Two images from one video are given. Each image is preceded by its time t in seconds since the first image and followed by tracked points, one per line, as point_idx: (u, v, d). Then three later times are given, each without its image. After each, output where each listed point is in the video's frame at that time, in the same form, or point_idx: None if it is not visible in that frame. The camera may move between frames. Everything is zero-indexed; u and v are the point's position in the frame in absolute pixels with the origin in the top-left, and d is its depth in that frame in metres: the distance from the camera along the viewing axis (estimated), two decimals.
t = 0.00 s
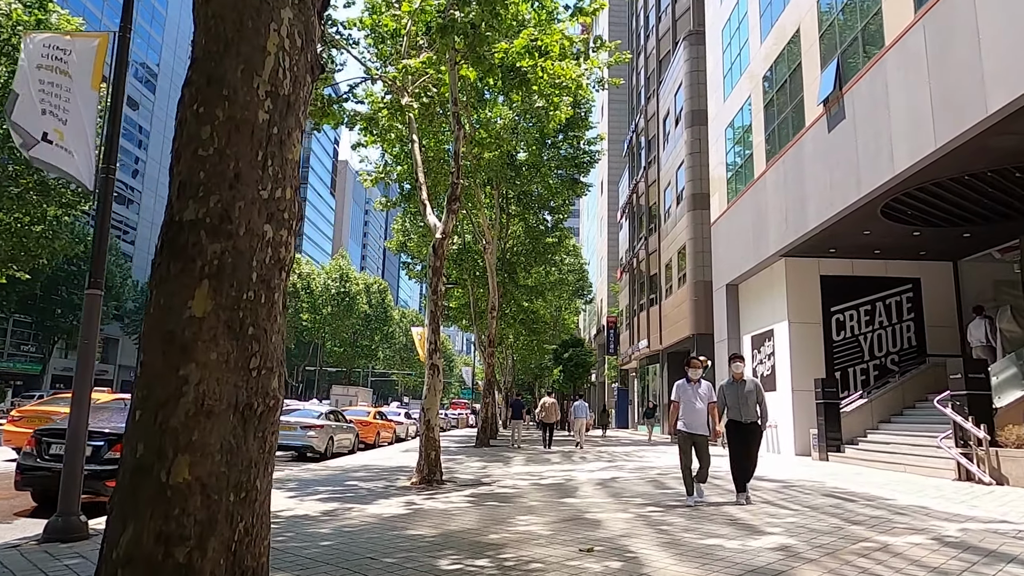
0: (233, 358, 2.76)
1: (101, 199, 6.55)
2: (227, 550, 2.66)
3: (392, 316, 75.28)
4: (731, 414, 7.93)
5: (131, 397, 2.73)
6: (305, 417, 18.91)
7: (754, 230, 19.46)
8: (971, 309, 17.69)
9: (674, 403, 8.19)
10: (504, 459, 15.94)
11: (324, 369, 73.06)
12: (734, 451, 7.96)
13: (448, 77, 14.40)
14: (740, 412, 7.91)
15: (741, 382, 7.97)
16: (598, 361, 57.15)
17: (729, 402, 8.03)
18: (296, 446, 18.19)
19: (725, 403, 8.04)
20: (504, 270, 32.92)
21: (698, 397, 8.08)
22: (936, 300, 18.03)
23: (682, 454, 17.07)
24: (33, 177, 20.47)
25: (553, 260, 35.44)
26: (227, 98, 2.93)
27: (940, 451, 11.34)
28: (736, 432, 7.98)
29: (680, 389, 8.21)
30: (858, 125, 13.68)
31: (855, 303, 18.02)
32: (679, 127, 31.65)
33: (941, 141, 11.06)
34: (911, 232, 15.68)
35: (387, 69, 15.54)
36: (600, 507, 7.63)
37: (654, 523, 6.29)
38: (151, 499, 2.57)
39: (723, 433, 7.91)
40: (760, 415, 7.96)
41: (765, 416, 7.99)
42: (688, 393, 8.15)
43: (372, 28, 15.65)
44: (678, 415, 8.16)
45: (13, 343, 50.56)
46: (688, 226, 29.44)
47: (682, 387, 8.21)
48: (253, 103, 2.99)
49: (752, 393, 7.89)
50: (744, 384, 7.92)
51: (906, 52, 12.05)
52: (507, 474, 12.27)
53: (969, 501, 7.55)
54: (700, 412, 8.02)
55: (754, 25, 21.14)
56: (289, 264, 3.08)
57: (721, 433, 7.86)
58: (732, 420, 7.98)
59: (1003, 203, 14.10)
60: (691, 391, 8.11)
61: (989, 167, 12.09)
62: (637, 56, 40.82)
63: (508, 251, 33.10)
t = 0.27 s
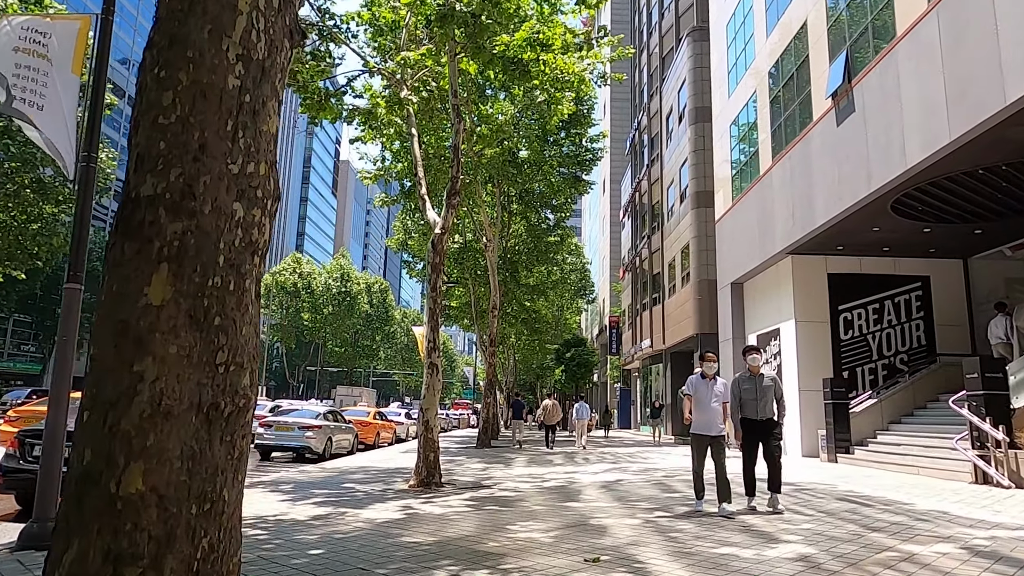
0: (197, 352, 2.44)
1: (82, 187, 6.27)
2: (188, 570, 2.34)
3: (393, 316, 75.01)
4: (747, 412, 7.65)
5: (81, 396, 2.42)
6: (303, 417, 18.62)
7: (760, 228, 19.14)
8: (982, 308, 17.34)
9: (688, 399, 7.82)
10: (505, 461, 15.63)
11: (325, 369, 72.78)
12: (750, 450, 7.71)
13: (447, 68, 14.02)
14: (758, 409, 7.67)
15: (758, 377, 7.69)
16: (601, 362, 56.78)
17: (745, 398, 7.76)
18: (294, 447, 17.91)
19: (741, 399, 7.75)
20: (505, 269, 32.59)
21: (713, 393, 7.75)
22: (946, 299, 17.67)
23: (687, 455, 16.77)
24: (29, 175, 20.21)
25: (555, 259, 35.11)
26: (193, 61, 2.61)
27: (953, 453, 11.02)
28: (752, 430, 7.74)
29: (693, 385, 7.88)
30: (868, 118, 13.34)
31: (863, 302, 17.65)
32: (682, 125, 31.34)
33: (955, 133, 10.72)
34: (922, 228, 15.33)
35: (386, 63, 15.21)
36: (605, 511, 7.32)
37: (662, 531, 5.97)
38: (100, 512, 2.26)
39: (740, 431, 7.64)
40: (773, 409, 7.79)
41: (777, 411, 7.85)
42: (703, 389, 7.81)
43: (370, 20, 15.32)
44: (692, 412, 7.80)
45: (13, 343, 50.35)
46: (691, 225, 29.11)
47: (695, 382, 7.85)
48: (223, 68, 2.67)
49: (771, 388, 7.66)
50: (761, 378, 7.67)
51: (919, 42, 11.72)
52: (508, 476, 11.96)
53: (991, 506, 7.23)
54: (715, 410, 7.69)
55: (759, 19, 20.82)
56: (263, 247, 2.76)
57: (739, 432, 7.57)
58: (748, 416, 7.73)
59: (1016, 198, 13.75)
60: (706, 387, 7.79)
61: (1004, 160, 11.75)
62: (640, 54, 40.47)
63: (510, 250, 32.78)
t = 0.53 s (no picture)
0: (150, 346, 2.13)
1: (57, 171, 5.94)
2: None
3: (395, 316, 74.77)
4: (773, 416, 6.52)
5: (14, 398, 2.12)
6: (301, 418, 18.31)
7: (766, 225, 18.80)
8: (993, 307, 17.01)
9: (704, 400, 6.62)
10: (506, 462, 15.29)
11: (326, 369, 72.59)
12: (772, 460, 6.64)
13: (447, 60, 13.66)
14: (784, 414, 6.55)
15: (788, 377, 6.57)
16: (603, 361, 56.51)
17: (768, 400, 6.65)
18: (292, 448, 17.62)
19: (764, 401, 6.63)
20: (507, 268, 32.32)
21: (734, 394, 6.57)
22: (956, 297, 17.35)
23: (693, 456, 16.45)
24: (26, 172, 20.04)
25: (557, 258, 34.84)
26: (149, 11, 2.30)
27: (969, 454, 10.69)
28: (775, 436, 6.63)
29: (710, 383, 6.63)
30: (879, 111, 13.00)
31: (872, 300, 17.33)
32: (686, 122, 31.00)
33: (971, 125, 10.39)
34: (932, 225, 15.00)
35: (385, 56, 14.95)
36: (611, 517, 6.98)
37: (672, 539, 5.66)
38: (31, 529, 1.95)
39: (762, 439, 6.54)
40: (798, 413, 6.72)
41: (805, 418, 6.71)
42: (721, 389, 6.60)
43: (368, 13, 15.01)
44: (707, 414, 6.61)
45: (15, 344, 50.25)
46: (695, 223, 28.80)
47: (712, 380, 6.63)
48: (184, 21, 2.35)
49: (800, 391, 6.56)
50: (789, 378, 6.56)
51: (932, 31, 11.38)
52: (509, 478, 11.62)
53: (1015, 511, 6.91)
54: (737, 414, 6.50)
55: (766, 12, 20.46)
56: (230, 226, 2.45)
57: (763, 440, 6.47)
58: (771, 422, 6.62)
59: None
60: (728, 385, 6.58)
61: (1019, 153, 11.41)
62: (643, 51, 40.21)
63: (510, 249, 32.49)
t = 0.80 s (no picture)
0: (97, 334, 1.84)
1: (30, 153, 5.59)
2: None
3: (397, 316, 74.51)
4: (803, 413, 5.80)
5: None
6: (301, 418, 18.01)
7: (774, 221, 18.46)
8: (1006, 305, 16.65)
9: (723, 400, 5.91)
10: (510, 463, 14.96)
11: (328, 369, 72.40)
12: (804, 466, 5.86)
13: (450, 51, 13.37)
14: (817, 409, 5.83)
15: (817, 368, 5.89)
16: (606, 361, 56.18)
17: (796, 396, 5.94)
18: (291, 449, 17.33)
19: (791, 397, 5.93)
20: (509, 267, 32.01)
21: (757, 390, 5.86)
22: (969, 295, 17.00)
23: (700, 458, 16.13)
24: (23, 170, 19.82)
25: (561, 257, 34.54)
26: None
27: (988, 456, 10.37)
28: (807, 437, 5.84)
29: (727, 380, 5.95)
30: (892, 104, 12.67)
31: (882, 298, 16.99)
32: (690, 119, 30.67)
33: (990, 116, 10.03)
34: (946, 221, 14.65)
35: (386, 49, 14.66)
36: (620, 523, 6.66)
37: (686, 547, 5.34)
38: None
39: (792, 441, 5.79)
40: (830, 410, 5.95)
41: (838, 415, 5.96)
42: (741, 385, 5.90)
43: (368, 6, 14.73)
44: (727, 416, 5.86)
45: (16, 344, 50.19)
46: (700, 220, 28.47)
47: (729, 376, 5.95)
48: None
49: (833, 383, 5.87)
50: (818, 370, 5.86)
51: (948, 20, 11.04)
52: (512, 480, 11.28)
53: None
54: (762, 414, 5.75)
55: (774, 5, 20.11)
56: (196, 199, 2.15)
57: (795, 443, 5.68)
58: (801, 420, 5.90)
59: None
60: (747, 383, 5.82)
61: None
62: (647, 48, 39.85)
63: (513, 248, 32.19)
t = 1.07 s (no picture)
0: (38, 314, 1.86)
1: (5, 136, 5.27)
2: None
3: (400, 316, 74.23)
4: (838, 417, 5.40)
5: None
6: (302, 418, 17.73)
7: (782, 218, 18.15)
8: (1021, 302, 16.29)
9: (744, 396, 5.62)
10: (514, 465, 14.66)
11: (330, 369, 72.19)
12: (838, 474, 5.41)
13: (453, 41, 13.02)
14: (855, 414, 5.37)
15: (850, 368, 5.47)
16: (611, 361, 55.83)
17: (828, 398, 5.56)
18: (292, 450, 17.04)
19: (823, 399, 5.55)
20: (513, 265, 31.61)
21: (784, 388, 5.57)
22: (982, 293, 16.64)
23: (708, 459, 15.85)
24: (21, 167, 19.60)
25: (565, 256, 34.21)
26: None
27: (1009, 458, 10.04)
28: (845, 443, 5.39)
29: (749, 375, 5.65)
30: (907, 97, 12.36)
31: (894, 296, 16.66)
32: (696, 116, 30.33)
33: (1011, 107, 9.72)
34: (960, 216, 14.33)
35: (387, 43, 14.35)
36: (632, 528, 6.39)
37: (706, 556, 5.03)
38: None
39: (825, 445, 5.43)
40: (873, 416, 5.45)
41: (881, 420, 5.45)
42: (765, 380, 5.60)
43: None
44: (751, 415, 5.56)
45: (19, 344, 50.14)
46: (706, 218, 28.13)
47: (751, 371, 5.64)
48: None
49: (870, 385, 5.41)
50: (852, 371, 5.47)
51: (966, 8, 10.73)
52: (518, 482, 10.99)
53: None
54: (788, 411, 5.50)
55: None
56: (157, 165, 2.20)
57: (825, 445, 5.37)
58: (837, 425, 5.46)
59: None
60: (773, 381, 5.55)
61: None
62: (651, 45, 39.51)
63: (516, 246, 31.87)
